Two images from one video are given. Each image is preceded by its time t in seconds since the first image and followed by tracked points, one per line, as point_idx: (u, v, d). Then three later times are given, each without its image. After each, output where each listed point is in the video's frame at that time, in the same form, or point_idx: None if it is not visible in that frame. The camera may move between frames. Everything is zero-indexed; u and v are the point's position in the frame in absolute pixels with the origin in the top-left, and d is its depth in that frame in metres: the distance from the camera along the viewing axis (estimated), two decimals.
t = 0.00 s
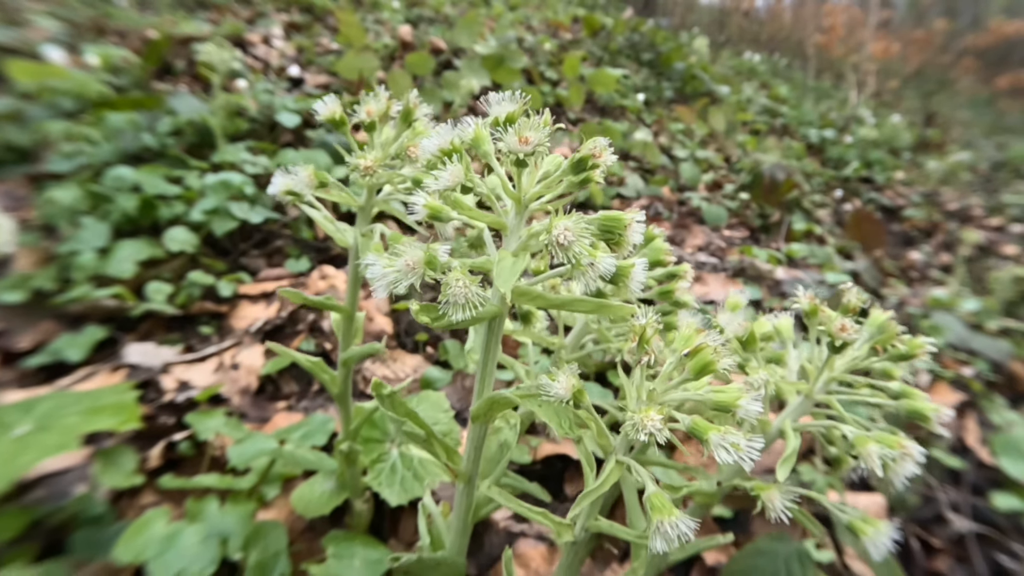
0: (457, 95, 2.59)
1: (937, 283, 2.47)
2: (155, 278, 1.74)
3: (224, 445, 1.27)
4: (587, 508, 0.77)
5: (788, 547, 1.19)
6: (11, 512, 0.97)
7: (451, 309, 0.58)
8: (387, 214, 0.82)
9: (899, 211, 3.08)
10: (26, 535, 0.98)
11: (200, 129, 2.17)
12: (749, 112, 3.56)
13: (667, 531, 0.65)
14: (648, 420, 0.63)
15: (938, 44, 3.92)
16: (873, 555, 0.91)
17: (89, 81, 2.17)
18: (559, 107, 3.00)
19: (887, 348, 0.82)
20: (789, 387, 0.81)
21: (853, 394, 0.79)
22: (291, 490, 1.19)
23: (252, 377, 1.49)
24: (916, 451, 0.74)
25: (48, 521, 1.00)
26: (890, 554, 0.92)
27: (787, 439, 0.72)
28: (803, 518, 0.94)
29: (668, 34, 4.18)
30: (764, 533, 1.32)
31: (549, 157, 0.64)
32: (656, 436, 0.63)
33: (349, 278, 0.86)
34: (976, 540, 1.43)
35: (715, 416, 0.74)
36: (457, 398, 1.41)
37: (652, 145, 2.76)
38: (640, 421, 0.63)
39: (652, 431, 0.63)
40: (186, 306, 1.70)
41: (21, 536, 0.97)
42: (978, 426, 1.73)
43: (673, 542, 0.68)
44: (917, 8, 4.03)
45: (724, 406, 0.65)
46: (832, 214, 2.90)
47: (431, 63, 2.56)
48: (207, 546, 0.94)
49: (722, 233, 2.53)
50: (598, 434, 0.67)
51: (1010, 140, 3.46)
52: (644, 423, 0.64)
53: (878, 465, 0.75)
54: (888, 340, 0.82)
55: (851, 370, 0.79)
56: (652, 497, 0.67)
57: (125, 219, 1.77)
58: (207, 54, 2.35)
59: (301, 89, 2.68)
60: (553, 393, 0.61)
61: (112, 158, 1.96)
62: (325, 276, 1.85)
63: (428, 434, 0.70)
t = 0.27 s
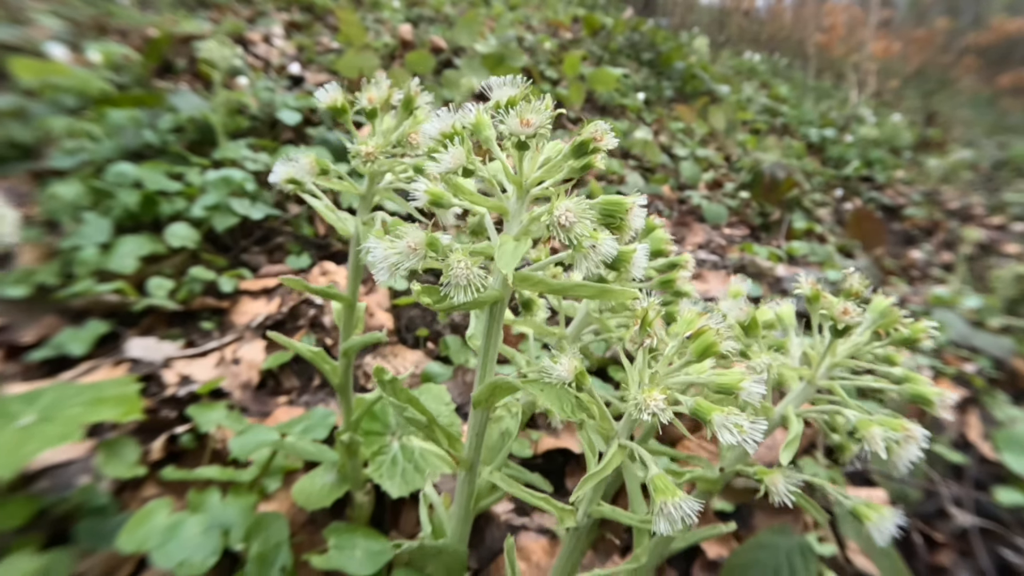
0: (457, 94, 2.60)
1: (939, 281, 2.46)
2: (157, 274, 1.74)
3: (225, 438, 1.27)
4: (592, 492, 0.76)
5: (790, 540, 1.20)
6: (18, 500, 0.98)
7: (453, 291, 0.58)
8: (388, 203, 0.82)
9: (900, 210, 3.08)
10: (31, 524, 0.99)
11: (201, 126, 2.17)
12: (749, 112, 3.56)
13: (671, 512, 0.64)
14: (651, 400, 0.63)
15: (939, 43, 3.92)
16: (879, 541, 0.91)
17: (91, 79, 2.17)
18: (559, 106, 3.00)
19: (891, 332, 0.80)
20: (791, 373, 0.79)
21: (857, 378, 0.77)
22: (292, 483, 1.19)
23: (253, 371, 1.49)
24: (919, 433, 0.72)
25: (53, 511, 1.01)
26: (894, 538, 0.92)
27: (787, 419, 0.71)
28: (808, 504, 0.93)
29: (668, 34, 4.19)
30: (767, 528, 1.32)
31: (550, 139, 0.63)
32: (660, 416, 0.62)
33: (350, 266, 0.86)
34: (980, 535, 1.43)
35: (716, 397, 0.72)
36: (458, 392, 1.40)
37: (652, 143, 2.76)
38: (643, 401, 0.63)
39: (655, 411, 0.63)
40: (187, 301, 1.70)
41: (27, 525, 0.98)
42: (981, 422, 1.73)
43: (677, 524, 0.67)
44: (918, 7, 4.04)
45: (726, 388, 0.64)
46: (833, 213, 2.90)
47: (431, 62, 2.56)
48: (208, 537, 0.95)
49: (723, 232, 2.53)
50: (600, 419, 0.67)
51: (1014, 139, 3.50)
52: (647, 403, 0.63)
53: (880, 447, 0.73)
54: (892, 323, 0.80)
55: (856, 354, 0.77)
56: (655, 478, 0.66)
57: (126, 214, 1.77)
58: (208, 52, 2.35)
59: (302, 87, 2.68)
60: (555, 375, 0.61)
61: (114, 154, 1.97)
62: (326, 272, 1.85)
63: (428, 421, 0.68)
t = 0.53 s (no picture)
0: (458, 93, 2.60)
1: (942, 279, 2.46)
2: (161, 269, 1.74)
3: (230, 430, 1.26)
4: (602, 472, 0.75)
5: (793, 532, 1.20)
6: (31, 487, 0.98)
7: (462, 271, 0.59)
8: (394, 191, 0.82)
9: (901, 209, 3.08)
10: (42, 512, 1.02)
11: (204, 123, 2.18)
12: (750, 111, 3.57)
13: (680, 490, 0.64)
14: (660, 377, 0.63)
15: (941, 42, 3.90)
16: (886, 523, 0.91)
17: (96, 76, 2.18)
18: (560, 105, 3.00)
19: (896, 314, 0.80)
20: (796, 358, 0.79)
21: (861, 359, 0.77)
22: (296, 475, 1.19)
23: (257, 365, 1.49)
24: (926, 412, 0.72)
25: (62, 500, 1.03)
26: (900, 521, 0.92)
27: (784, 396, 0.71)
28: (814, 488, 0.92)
29: (668, 33, 4.20)
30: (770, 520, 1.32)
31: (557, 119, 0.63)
32: (670, 392, 0.63)
33: (355, 254, 0.86)
34: (985, 529, 1.42)
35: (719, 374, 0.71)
36: (460, 386, 1.41)
37: (653, 142, 2.77)
38: (652, 377, 0.63)
39: (663, 389, 0.63)
40: (191, 296, 1.70)
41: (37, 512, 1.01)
42: (985, 418, 1.72)
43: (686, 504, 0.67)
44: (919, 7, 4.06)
45: (734, 368, 0.64)
46: (834, 212, 2.90)
47: (433, 60, 2.56)
48: (214, 526, 0.95)
49: (724, 230, 2.53)
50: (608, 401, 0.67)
51: (1016, 139, 3.49)
52: (656, 380, 0.64)
53: (889, 427, 0.72)
54: (896, 306, 0.80)
55: (861, 337, 0.77)
56: (664, 457, 0.67)
57: (131, 209, 1.78)
58: (211, 49, 2.35)
59: (304, 85, 2.69)
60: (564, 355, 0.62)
61: (118, 151, 1.97)
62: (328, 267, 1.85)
63: (436, 405, 0.68)
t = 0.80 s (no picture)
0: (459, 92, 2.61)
1: (943, 278, 2.45)
2: (162, 267, 1.75)
3: (231, 427, 1.26)
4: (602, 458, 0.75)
5: (794, 529, 1.20)
6: (33, 483, 0.98)
7: (463, 260, 0.59)
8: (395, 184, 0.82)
9: (901, 209, 3.07)
10: (45, 507, 1.02)
11: (205, 122, 2.18)
12: (750, 111, 3.57)
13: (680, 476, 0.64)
14: (660, 364, 0.63)
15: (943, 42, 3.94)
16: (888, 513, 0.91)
17: (98, 75, 2.18)
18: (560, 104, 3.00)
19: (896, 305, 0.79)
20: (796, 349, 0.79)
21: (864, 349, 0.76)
22: (296, 472, 1.19)
23: (257, 363, 1.49)
24: (927, 401, 0.71)
25: (65, 496, 1.03)
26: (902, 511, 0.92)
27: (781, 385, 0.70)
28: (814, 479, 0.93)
29: (669, 33, 4.21)
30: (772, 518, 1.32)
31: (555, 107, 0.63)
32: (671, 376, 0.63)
33: (356, 248, 0.86)
34: (987, 527, 1.42)
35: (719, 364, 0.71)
36: (461, 382, 1.41)
37: (654, 142, 2.77)
38: (652, 364, 0.63)
39: (664, 375, 0.63)
40: (192, 294, 1.70)
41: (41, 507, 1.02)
42: (987, 416, 1.72)
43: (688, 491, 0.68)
44: (920, 7, 4.15)
45: (734, 356, 0.64)
46: (834, 211, 2.89)
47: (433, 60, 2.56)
48: (215, 522, 0.96)
49: (724, 229, 2.53)
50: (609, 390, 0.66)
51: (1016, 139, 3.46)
52: (656, 366, 0.64)
53: (889, 416, 0.72)
54: (897, 297, 0.79)
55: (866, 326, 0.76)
56: (665, 444, 0.67)
57: (132, 208, 1.78)
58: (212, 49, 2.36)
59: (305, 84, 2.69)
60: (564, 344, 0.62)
61: (120, 150, 1.98)
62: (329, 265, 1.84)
63: (437, 396, 0.67)
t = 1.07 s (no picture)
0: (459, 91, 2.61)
1: (944, 276, 2.45)
2: (162, 263, 1.75)
3: (229, 421, 1.26)
4: (598, 443, 0.74)
5: (793, 523, 1.20)
6: (33, 475, 0.99)
7: (458, 243, 0.59)
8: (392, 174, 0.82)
9: (902, 209, 3.07)
10: (44, 499, 1.02)
11: (205, 120, 2.18)
12: (749, 111, 3.58)
13: (677, 458, 0.64)
14: (655, 344, 0.63)
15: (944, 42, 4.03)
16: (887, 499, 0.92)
17: (99, 74, 2.19)
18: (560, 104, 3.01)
19: (893, 290, 0.77)
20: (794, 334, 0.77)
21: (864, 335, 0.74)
22: (294, 465, 1.19)
23: (256, 358, 1.49)
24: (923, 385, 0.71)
25: (64, 489, 1.03)
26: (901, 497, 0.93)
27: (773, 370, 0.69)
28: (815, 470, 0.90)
29: (668, 34, 4.22)
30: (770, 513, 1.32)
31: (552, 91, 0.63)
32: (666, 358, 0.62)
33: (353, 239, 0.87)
34: (987, 523, 1.41)
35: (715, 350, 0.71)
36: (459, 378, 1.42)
37: (653, 140, 2.77)
38: (647, 345, 0.63)
39: (659, 356, 0.62)
40: (192, 290, 1.71)
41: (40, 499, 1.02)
42: (988, 413, 1.71)
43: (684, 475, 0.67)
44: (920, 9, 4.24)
45: (729, 340, 0.64)
46: (835, 211, 2.89)
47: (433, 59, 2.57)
48: (213, 513, 0.96)
49: (724, 228, 2.53)
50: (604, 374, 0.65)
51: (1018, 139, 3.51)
52: (651, 347, 0.63)
53: (886, 399, 0.70)
54: (893, 283, 0.77)
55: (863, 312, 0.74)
56: (661, 427, 0.66)
57: (132, 204, 1.79)
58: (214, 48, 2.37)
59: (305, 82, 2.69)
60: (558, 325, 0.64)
61: (120, 147, 1.98)
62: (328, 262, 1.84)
63: (433, 382, 0.67)
